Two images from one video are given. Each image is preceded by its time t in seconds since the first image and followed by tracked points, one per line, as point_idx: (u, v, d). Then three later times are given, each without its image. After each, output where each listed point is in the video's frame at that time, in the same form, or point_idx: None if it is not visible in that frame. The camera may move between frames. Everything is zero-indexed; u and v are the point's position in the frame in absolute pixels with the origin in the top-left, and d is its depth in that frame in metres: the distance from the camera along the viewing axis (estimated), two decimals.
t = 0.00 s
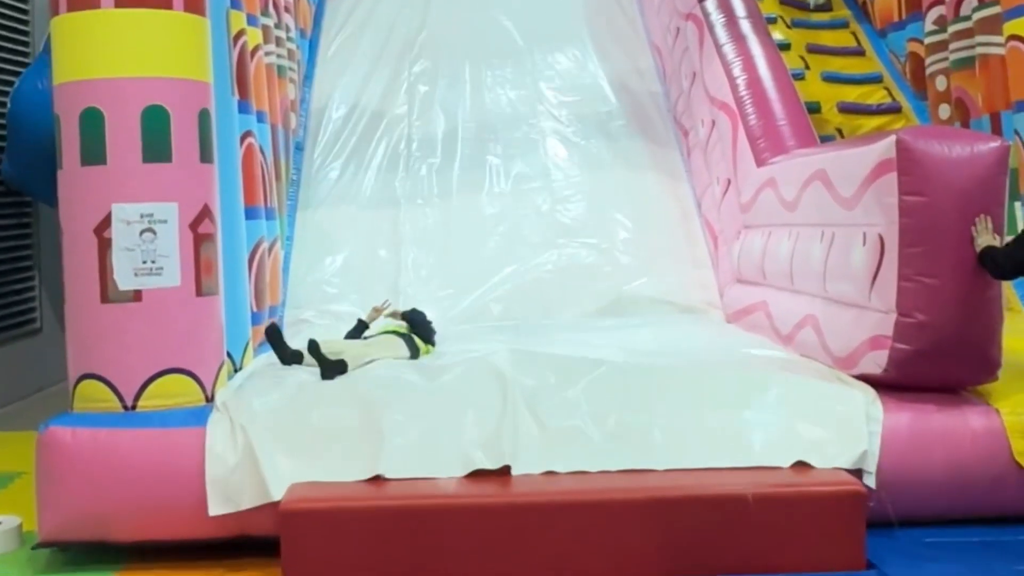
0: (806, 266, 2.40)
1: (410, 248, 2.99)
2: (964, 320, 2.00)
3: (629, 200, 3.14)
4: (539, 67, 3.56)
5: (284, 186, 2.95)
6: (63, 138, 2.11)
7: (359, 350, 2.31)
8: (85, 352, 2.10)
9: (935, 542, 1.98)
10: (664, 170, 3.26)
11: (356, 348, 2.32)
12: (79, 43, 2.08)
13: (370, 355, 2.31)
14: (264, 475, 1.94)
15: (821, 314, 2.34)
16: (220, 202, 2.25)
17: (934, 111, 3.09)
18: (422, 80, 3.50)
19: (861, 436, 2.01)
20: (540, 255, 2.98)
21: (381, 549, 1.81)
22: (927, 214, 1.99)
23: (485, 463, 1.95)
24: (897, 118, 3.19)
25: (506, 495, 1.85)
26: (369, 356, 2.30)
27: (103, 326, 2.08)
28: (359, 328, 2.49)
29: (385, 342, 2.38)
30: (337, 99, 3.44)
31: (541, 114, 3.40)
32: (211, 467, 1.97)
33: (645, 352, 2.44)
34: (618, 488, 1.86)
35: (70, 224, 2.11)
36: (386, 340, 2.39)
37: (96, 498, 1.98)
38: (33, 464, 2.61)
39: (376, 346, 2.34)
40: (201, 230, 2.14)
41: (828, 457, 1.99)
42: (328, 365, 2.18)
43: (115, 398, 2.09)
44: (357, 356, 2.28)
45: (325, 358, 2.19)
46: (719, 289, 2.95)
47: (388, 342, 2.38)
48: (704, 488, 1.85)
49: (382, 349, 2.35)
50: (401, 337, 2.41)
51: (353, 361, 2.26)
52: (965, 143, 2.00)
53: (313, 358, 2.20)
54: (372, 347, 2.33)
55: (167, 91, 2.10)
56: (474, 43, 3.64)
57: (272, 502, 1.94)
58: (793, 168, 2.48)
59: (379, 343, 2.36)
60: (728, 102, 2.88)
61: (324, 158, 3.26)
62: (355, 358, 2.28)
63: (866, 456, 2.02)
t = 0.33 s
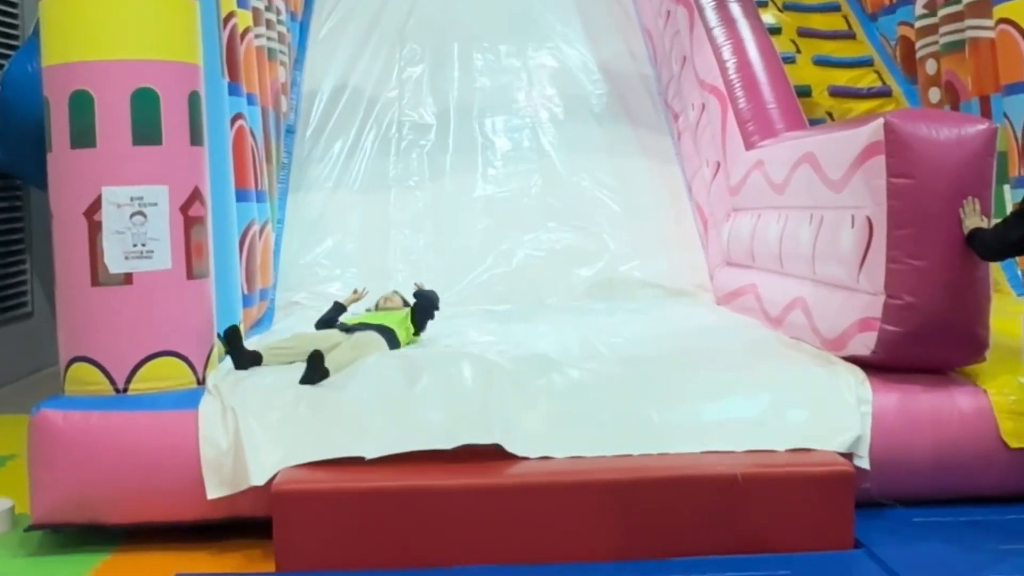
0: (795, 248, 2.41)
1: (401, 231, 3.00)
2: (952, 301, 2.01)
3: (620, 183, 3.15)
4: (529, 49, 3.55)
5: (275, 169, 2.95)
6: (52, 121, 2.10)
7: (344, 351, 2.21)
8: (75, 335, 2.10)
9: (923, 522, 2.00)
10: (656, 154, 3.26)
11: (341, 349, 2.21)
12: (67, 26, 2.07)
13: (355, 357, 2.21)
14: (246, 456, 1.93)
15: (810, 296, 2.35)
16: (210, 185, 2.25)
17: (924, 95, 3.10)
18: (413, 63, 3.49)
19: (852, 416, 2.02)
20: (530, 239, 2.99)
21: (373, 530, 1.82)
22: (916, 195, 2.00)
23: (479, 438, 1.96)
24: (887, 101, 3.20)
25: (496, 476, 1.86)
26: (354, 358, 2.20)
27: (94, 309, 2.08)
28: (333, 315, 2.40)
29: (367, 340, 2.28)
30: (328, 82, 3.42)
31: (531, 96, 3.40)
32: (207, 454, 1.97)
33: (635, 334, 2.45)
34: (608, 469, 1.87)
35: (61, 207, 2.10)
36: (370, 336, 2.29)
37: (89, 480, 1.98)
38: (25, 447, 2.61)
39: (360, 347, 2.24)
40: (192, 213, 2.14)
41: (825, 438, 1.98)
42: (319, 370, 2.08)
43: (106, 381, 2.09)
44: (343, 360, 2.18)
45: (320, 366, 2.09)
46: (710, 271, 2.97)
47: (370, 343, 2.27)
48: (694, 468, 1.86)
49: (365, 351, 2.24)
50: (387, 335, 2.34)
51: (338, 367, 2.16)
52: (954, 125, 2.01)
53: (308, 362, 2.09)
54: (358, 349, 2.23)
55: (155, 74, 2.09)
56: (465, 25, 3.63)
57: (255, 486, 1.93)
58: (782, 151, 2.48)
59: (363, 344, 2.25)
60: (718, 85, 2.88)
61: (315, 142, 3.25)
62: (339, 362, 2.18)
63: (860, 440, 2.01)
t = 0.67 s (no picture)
0: (786, 231, 2.41)
1: (392, 215, 3.00)
2: (940, 283, 2.03)
3: (611, 167, 3.15)
4: (522, 32, 3.54)
5: (266, 152, 2.95)
6: (42, 105, 2.10)
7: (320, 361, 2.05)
8: (67, 319, 2.10)
9: (909, 502, 2.01)
10: (648, 137, 3.26)
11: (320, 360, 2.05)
12: (55, 9, 2.06)
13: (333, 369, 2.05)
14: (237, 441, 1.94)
15: (800, 279, 2.36)
16: (201, 169, 2.25)
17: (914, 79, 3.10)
18: (405, 47, 3.48)
19: (841, 398, 2.03)
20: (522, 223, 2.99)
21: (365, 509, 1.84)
22: (905, 178, 2.00)
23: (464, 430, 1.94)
24: (878, 85, 3.20)
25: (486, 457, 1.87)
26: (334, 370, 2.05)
27: (85, 293, 2.08)
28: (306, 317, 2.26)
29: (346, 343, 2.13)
30: (320, 66, 3.40)
31: (523, 80, 3.39)
32: (199, 437, 1.98)
33: (626, 318, 2.46)
34: (598, 450, 1.89)
35: (51, 190, 2.10)
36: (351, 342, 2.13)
37: (80, 461, 1.99)
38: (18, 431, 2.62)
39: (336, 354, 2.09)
40: (182, 197, 2.14)
41: (813, 420, 1.99)
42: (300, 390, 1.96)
43: (98, 364, 2.09)
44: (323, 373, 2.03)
45: (302, 385, 1.96)
46: (701, 254, 2.98)
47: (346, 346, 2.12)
48: (683, 449, 1.87)
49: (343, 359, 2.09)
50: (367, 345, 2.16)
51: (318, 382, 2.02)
52: (944, 109, 2.01)
53: (289, 379, 1.97)
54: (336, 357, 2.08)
55: (146, 58, 2.09)
56: (457, 8, 3.62)
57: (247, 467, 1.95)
58: (774, 135, 2.48)
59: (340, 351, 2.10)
60: (710, 68, 2.88)
61: (306, 125, 3.24)
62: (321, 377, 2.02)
63: (847, 422, 2.03)
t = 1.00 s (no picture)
0: (776, 214, 2.42)
1: (384, 200, 3.00)
2: (928, 264, 2.04)
3: (603, 151, 3.16)
4: (514, 16, 3.54)
5: (258, 136, 2.95)
6: (31, 89, 2.10)
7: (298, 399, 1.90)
8: (58, 302, 2.11)
9: (896, 481, 2.03)
10: (639, 122, 3.27)
11: (296, 395, 1.91)
12: None
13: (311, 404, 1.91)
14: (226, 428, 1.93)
15: (790, 261, 2.37)
16: (191, 153, 2.25)
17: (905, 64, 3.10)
18: (397, 32, 3.48)
19: (829, 379, 2.04)
20: (514, 207, 3.00)
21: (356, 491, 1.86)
22: (895, 161, 2.01)
23: (453, 417, 1.94)
24: (870, 70, 3.20)
25: (476, 438, 1.88)
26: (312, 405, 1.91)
27: (75, 276, 2.09)
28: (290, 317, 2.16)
29: (325, 366, 1.98)
30: (312, 50, 3.40)
31: (515, 64, 3.39)
32: (188, 423, 1.98)
33: (616, 301, 2.47)
34: (588, 431, 1.90)
35: (41, 174, 2.11)
36: (331, 356, 2.00)
37: (72, 444, 1.99)
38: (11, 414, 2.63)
39: (314, 384, 1.94)
40: (173, 180, 2.14)
41: (804, 400, 2.00)
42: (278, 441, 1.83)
43: (89, 348, 2.10)
44: (299, 411, 1.89)
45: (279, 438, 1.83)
46: (693, 238, 2.99)
47: (326, 376, 1.96)
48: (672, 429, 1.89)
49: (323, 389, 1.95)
50: (347, 355, 2.03)
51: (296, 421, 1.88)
52: (933, 91, 2.01)
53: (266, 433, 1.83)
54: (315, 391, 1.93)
55: (134, 41, 2.09)
56: None
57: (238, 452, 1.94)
58: (765, 118, 2.49)
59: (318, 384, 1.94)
60: (702, 53, 2.89)
61: (297, 110, 3.23)
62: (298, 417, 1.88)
63: (835, 402, 2.04)
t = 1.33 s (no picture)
0: (769, 201, 2.43)
1: (378, 186, 3.01)
2: (919, 250, 2.05)
3: (597, 137, 3.16)
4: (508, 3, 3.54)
5: (252, 121, 2.95)
6: (25, 74, 2.10)
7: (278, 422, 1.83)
8: (53, 288, 2.11)
9: (886, 465, 2.05)
10: (633, 108, 3.27)
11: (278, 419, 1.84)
12: None
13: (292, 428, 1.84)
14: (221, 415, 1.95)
15: (782, 247, 2.37)
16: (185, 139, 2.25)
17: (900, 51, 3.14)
18: (391, 19, 3.48)
19: (820, 365, 2.05)
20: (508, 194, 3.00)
21: (351, 475, 1.88)
22: (887, 146, 2.01)
23: (451, 404, 1.93)
24: (864, 55, 3.21)
25: (470, 422, 1.90)
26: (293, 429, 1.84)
27: (71, 262, 2.09)
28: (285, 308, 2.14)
29: (310, 385, 1.90)
30: (306, 36, 3.39)
31: (509, 51, 3.39)
32: (183, 409, 2.00)
33: (610, 287, 2.48)
34: (580, 416, 1.91)
35: (35, 160, 2.11)
36: (316, 375, 1.92)
37: (67, 429, 2.00)
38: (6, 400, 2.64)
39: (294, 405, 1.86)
40: (167, 166, 2.14)
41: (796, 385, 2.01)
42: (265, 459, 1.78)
43: (85, 333, 2.10)
44: (281, 428, 1.82)
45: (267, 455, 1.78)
46: (686, 224, 3.00)
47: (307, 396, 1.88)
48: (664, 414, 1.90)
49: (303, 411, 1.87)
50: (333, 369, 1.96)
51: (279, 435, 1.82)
52: (924, 78, 2.02)
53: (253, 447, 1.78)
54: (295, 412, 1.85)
55: (128, 27, 2.09)
56: None
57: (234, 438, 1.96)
58: (758, 104, 2.49)
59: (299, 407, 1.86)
60: (695, 39, 2.89)
61: (291, 96, 3.23)
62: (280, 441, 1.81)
63: (828, 387, 2.04)
